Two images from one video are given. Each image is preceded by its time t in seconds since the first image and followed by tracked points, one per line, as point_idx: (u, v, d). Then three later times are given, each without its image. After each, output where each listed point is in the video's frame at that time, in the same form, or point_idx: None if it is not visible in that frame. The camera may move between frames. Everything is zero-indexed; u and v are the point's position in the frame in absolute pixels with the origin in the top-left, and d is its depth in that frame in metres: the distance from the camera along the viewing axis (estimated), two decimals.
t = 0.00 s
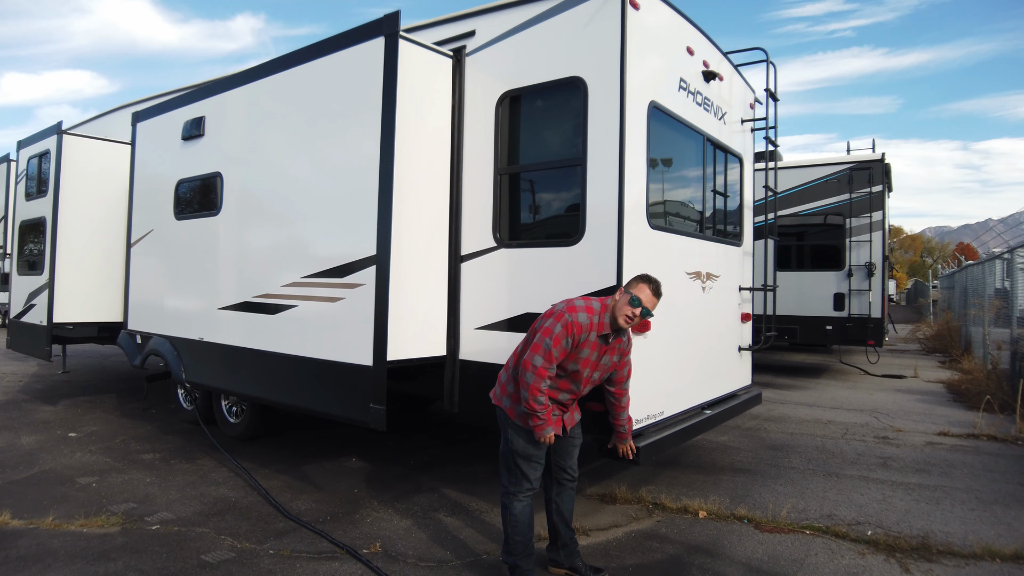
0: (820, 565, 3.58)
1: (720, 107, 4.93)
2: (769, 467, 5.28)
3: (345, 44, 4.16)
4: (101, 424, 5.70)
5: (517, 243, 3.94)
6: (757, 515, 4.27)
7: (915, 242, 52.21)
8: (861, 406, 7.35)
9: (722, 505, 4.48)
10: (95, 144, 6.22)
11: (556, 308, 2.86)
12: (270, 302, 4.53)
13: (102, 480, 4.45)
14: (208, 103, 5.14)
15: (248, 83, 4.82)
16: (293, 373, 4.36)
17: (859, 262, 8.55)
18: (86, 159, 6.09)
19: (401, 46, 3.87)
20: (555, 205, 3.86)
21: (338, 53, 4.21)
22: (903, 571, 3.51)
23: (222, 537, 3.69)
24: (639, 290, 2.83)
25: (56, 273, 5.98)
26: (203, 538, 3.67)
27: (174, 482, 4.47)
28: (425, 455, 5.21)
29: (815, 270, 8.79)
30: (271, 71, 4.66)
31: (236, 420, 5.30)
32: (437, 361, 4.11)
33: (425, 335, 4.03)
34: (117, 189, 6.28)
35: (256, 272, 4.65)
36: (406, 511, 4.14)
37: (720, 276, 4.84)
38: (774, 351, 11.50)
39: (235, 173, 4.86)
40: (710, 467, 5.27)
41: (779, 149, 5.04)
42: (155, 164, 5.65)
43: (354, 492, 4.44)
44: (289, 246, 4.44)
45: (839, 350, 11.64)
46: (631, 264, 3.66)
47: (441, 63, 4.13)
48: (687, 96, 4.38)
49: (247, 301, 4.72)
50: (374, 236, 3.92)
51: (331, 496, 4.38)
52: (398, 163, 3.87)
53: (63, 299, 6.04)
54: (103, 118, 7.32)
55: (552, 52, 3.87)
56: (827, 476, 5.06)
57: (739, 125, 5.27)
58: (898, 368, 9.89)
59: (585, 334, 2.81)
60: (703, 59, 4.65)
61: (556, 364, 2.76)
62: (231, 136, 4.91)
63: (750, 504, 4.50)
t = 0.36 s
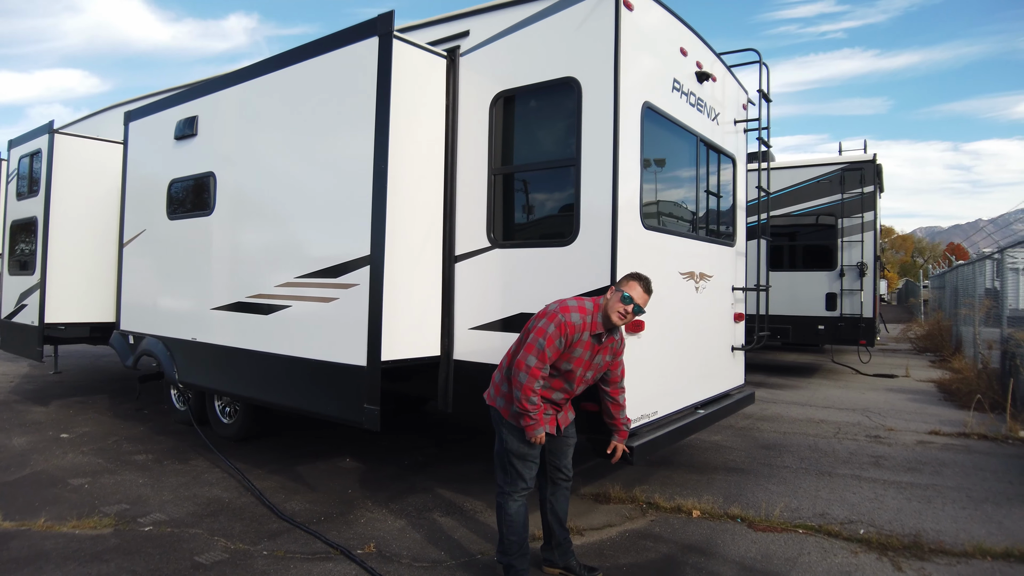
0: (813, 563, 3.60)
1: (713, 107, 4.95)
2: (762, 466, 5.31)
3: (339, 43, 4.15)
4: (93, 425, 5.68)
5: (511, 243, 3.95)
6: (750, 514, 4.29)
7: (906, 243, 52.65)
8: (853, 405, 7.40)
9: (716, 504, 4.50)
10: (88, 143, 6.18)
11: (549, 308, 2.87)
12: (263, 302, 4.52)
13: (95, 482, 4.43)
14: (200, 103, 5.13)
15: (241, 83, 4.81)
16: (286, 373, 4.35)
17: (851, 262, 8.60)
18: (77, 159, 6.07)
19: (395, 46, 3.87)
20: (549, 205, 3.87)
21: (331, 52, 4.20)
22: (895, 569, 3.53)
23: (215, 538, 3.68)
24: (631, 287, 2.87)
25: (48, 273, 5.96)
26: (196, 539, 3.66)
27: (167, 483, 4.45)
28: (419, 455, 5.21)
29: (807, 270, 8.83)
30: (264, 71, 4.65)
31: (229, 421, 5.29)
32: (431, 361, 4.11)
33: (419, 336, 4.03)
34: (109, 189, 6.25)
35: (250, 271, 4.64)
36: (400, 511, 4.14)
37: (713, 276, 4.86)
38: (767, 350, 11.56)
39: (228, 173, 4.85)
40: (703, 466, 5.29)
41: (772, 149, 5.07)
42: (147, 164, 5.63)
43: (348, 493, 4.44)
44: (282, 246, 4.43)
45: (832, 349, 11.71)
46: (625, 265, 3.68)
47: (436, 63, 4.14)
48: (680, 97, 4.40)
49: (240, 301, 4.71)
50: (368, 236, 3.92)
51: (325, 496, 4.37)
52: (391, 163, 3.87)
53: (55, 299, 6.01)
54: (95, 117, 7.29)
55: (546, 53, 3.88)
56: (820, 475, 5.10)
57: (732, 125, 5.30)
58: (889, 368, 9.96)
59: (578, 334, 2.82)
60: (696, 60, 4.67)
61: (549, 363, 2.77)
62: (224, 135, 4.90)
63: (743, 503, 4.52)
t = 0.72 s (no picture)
0: (806, 562, 3.62)
1: (707, 108, 4.97)
2: (756, 465, 5.33)
3: (333, 42, 4.14)
4: (86, 426, 5.65)
5: (505, 243, 3.95)
6: (744, 512, 4.31)
7: (898, 242, 53.03)
8: (846, 404, 7.44)
9: (710, 503, 4.52)
10: (80, 142, 6.15)
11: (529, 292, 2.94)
12: (257, 302, 4.51)
13: (87, 483, 4.41)
14: (193, 102, 5.11)
15: (235, 82, 4.79)
16: (280, 373, 4.34)
17: (844, 262, 8.65)
18: (70, 158, 6.04)
19: (389, 45, 3.86)
20: (543, 205, 3.87)
21: (325, 52, 4.20)
22: (888, 567, 3.55)
23: (209, 539, 3.67)
24: (597, 250, 2.91)
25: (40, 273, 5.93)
26: (190, 540, 3.65)
27: (161, 484, 4.43)
28: (414, 455, 5.21)
29: (801, 270, 8.87)
30: (258, 70, 4.64)
31: (223, 421, 5.27)
32: (426, 360, 4.11)
33: (414, 335, 4.03)
34: (101, 188, 6.22)
35: (244, 271, 4.63)
36: (394, 511, 4.13)
37: (707, 276, 4.88)
38: (760, 350, 11.60)
39: (221, 172, 4.83)
40: (697, 466, 5.31)
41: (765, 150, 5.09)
42: (140, 163, 5.61)
43: (342, 493, 4.43)
44: (276, 246, 4.42)
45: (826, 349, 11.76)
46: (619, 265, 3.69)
47: (429, 63, 4.13)
48: (674, 97, 4.42)
49: (234, 300, 4.69)
50: (362, 236, 3.91)
51: (319, 496, 4.37)
52: (386, 163, 3.86)
53: (47, 299, 5.97)
54: (87, 116, 7.26)
55: (541, 53, 3.88)
56: (813, 473, 5.12)
57: (726, 125, 5.31)
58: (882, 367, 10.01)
59: (562, 305, 2.86)
60: (690, 60, 4.68)
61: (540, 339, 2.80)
62: (218, 134, 4.88)
63: (738, 502, 4.53)
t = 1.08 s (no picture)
0: (800, 561, 3.64)
1: (701, 108, 4.98)
2: (751, 464, 5.35)
3: (328, 42, 4.14)
4: (79, 427, 5.62)
5: (500, 243, 3.95)
6: (738, 512, 4.32)
7: (891, 243, 53.32)
8: (840, 404, 7.47)
9: (705, 502, 4.53)
10: (73, 141, 6.12)
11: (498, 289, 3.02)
12: (251, 302, 4.50)
13: (80, 484, 4.39)
14: (187, 101, 5.09)
15: (229, 81, 4.78)
16: (275, 374, 4.33)
17: (837, 262, 8.68)
18: (62, 157, 6.01)
19: (384, 45, 3.86)
20: (538, 205, 3.88)
21: (320, 51, 4.19)
22: (881, 566, 3.57)
23: (204, 540, 3.66)
24: (552, 232, 2.95)
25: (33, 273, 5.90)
26: (184, 541, 3.64)
27: (155, 485, 4.42)
28: (408, 455, 5.20)
29: (794, 270, 8.91)
30: (252, 70, 4.63)
31: (217, 422, 5.26)
32: (421, 361, 4.11)
33: (409, 335, 4.03)
34: (95, 188, 6.20)
35: (238, 270, 4.62)
36: (389, 511, 4.13)
37: (701, 276, 4.89)
38: (754, 349, 11.65)
39: (216, 172, 4.81)
40: (692, 465, 5.32)
41: (759, 150, 5.11)
42: (134, 163, 5.59)
43: (337, 493, 4.43)
44: (271, 246, 4.41)
45: (819, 349, 11.81)
46: (615, 264, 3.70)
47: (424, 63, 4.13)
48: (669, 97, 4.43)
49: (228, 300, 4.68)
50: (357, 236, 3.91)
51: (314, 497, 4.36)
52: (381, 162, 3.86)
53: (39, 299, 5.94)
54: (80, 115, 7.22)
55: (535, 53, 3.89)
56: (807, 472, 5.14)
57: (720, 126, 5.33)
58: (875, 367, 10.06)
59: (529, 284, 2.91)
60: (685, 61, 4.70)
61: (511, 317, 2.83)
62: (212, 133, 4.87)
63: (732, 501, 4.55)
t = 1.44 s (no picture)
0: (794, 558, 3.65)
1: (696, 106, 4.99)
2: (745, 462, 5.37)
3: (323, 39, 4.13)
4: (73, 426, 5.60)
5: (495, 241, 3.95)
6: (733, 509, 4.34)
7: (884, 241, 53.56)
8: (834, 401, 7.50)
9: (699, 500, 4.54)
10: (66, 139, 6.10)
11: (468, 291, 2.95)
12: (246, 300, 4.49)
13: (74, 483, 4.37)
14: (181, 99, 5.07)
15: (223, 79, 4.77)
16: (270, 372, 4.33)
17: (831, 260, 8.71)
18: (56, 155, 5.98)
19: (379, 43, 3.85)
20: (533, 203, 3.88)
21: (314, 49, 4.18)
22: (874, 562, 3.59)
23: (198, 539, 3.65)
24: (503, 226, 2.92)
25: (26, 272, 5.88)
26: (179, 539, 3.63)
27: (149, 483, 4.41)
28: (403, 453, 5.21)
29: (789, 268, 8.93)
30: (246, 67, 4.61)
31: (212, 420, 5.25)
32: (416, 359, 4.11)
33: (404, 334, 4.03)
34: (88, 186, 6.17)
35: (232, 269, 4.60)
36: (385, 510, 4.13)
37: (696, 274, 4.91)
38: (749, 347, 11.69)
39: (210, 170, 4.80)
40: (686, 463, 5.34)
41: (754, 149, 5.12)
42: (127, 161, 5.57)
43: (332, 492, 4.42)
44: (265, 245, 4.40)
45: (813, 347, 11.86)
46: (610, 262, 3.71)
47: (419, 60, 4.13)
48: (664, 96, 4.43)
49: (222, 299, 4.67)
50: (352, 234, 3.90)
51: (309, 495, 4.36)
52: (376, 161, 3.85)
53: (33, 297, 5.92)
54: (73, 112, 7.19)
55: (530, 51, 3.89)
56: (801, 470, 5.16)
57: (715, 124, 5.34)
58: (869, 364, 10.11)
59: (502, 283, 2.88)
60: (679, 59, 4.70)
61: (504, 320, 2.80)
62: (206, 131, 4.85)
63: (727, 498, 4.57)
